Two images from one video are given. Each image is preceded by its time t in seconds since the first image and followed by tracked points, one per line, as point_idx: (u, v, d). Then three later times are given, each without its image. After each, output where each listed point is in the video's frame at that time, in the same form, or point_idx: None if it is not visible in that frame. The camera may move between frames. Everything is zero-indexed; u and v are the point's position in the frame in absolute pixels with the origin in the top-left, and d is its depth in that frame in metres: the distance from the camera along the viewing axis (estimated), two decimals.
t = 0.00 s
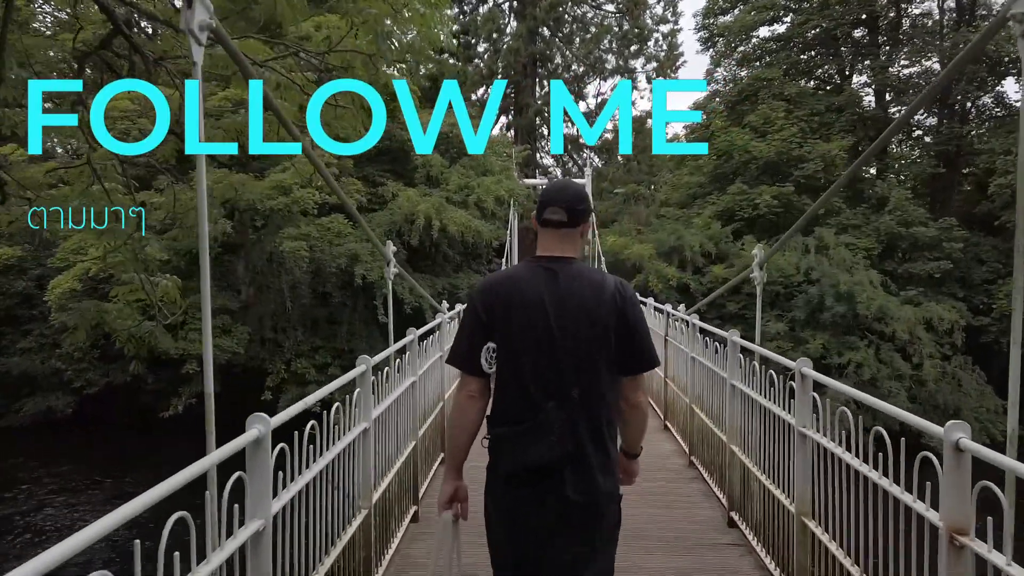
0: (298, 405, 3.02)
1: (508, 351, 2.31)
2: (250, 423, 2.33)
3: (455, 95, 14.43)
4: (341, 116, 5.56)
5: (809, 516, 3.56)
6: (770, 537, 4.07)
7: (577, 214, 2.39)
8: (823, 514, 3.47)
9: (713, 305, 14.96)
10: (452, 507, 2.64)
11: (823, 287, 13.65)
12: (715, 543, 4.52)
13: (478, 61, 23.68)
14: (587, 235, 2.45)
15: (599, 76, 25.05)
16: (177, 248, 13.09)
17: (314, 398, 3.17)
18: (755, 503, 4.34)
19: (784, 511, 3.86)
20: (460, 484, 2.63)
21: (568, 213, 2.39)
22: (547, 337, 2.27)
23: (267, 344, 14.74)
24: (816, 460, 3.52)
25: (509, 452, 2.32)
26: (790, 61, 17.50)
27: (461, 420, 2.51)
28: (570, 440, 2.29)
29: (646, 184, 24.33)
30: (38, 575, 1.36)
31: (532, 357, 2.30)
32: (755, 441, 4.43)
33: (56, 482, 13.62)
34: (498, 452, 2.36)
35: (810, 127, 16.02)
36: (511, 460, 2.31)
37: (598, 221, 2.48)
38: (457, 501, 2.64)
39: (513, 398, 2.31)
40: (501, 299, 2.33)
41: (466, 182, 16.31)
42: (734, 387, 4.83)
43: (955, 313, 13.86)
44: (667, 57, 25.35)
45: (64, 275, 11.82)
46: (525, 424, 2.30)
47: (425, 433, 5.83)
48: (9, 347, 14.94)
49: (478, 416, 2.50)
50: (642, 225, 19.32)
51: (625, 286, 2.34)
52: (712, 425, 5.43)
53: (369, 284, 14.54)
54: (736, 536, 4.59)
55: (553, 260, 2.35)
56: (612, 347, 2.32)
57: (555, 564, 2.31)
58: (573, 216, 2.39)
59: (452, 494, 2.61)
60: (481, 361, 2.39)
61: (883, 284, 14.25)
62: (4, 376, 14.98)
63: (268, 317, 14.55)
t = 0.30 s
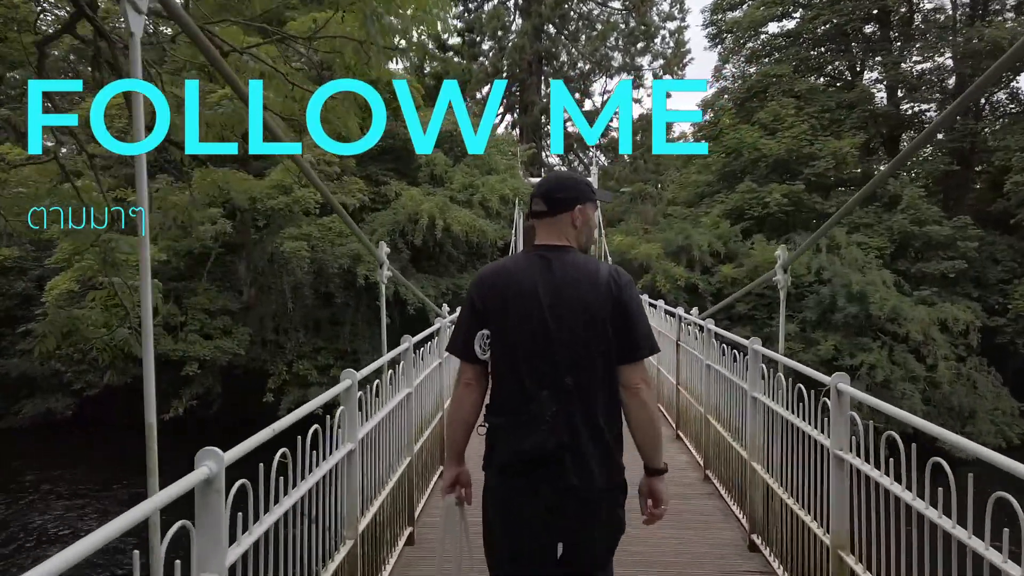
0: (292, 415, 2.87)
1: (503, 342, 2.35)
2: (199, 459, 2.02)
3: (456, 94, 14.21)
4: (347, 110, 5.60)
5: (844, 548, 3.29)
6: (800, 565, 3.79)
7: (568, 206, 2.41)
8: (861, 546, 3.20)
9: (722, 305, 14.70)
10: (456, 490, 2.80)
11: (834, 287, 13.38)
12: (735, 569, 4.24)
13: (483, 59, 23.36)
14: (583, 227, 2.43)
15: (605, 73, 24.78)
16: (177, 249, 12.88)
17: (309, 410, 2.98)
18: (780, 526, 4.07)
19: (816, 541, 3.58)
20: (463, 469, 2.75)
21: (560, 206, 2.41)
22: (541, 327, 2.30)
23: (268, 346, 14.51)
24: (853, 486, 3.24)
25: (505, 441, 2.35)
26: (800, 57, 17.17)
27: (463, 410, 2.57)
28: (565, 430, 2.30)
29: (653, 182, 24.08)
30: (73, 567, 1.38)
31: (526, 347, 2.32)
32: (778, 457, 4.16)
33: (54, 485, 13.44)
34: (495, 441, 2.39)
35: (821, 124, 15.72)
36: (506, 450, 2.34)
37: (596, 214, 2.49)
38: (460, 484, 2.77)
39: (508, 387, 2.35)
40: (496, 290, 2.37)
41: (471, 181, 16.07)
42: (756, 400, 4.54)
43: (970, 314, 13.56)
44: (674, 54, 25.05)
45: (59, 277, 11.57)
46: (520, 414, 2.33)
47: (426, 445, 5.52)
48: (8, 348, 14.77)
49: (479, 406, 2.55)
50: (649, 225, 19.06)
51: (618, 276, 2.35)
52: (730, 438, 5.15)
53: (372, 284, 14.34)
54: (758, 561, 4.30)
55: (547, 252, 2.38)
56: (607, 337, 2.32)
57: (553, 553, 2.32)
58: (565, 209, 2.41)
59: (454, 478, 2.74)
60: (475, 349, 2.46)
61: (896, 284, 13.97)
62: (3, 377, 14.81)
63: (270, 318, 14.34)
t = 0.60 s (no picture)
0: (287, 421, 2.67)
1: (527, 347, 2.43)
2: (137, 496, 1.62)
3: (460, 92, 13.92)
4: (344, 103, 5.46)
5: None
6: None
7: (600, 214, 2.49)
8: None
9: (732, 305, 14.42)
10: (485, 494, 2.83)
11: (848, 287, 13.07)
12: None
13: (489, 57, 23.18)
14: (616, 235, 2.52)
15: (612, 70, 24.53)
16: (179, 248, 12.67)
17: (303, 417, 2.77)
18: (814, 550, 3.75)
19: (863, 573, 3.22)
20: (494, 473, 2.82)
21: (592, 213, 2.50)
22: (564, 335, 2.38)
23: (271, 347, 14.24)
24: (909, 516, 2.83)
25: (526, 444, 2.44)
26: (811, 52, 16.87)
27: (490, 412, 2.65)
28: (584, 436, 2.38)
29: (661, 180, 23.87)
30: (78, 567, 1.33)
31: (550, 353, 2.41)
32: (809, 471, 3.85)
33: (53, 487, 13.25)
34: (517, 442, 2.49)
35: (833, 120, 15.42)
36: (527, 453, 2.43)
37: (630, 222, 2.57)
38: (491, 487, 2.83)
39: (531, 392, 2.44)
40: (523, 296, 2.45)
41: (476, 179, 15.80)
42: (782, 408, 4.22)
43: (987, 314, 13.23)
44: (682, 51, 24.74)
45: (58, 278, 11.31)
46: (543, 418, 2.42)
47: (427, 455, 5.24)
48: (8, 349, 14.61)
49: (504, 408, 2.62)
50: (658, 223, 18.80)
51: (644, 287, 2.40)
52: (752, 447, 4.84)
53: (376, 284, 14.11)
54: None
55: (575, 260, 2.46)
56: (629, 347, 2.38)
57: (569, 556, 2.41)
58: (596, 216, 2.50)
59: (486, 481, 2.80)
60: (504, 351, 2.52)
61: (911, 283, 13.66)
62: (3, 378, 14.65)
63: (272, 318, 14.11)
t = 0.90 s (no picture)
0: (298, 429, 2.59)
1: (558, 344, 2.46)
2: None
3: (459, 91, 13.65)
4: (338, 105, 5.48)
5: None
6: None
7: (627, 211, 2.56)
8: None
9: (739, 307, 14.17)
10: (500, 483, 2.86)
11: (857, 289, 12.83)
12: None
13: (491, 56, 23.02)
14: (641, 232, 2.60)
15: (616, 69, 24.34)
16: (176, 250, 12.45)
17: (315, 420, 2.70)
18: None
19: None
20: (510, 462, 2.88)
21: (618, 211, 2.58)
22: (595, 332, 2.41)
23: (269, 349, 14.02)
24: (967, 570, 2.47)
25: (556, 441, 2.46)
26: (818, 51, 16.62)
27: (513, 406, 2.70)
28: (615, 433, 2.41)
29: (665, 180, 23.67)
30: (139, 553, 1.37)
31: (579, 350, 2.45)
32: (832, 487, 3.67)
33: (48, 491, 13.03)
34: (545, 438, 2.52)
35: (841, 119, 15.17)
36: (557, 450, 2.45)
37: (652, 219, 2.65)
38: (506, 477, 2.85)
39: (562, 388, 2.47)
40: (552, 293, 2.49)
41: (478, 179, 15.57)
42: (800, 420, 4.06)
43: (1000, 317, 12.97)
44: (687, 50, 24.52)
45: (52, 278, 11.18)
46: (572, 415, 2.44)
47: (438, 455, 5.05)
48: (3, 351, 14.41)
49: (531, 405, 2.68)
50: (662, 224, 18.58)
51: (673, 284, 2.44)
52: (775, 468, 4.54)
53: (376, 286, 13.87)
54: None
55: (602, 257, 2.50)
56: (658, 343, 2.43)
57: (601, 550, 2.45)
58: (623, 213, 2.57)
59: (502, 471, 2.84)
60: (530, 349, 2.57)
61: (922, 285, 13.38)
62: None
63: (270, 320, 13.88)
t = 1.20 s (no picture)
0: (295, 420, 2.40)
1: (554, 350, 2.32)
2: None
3: (458, 88, 13.43)
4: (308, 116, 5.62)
5: None
6: None
7: (617, 217, 2.41)
8: None
9: (743, 307, 13.91)
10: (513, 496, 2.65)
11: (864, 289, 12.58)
12: None
13: (491, 53, 22.76)
14: (632, 238, 2.45)
15: (617, 67, 24.08)
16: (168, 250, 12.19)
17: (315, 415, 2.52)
18: None
19: None
20: (516, 476, 2.66)
21: (609, 218, 2.42)
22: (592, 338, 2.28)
23: (265, 350, 13.78)
24: None
25: (553, 448, 2.33)
26: (823, 46, 16.35)
27: (514, 419, 2.53)
28: (612, 437, 2.29)
29: (668, 179, 23.44)
30: None
31: (576, 356, 2.31)
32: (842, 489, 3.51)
33: (39, 495, 12.78)
34: (544, 447, 2.38)
35: (848, 116, 14.92)
36: (554, 457, 2.33)
37: (643, 223, 2.50)
38: (514, 491, 2.66)
39: (558, 395, 2.34)
40: (547, 300, 2.35)
41: (477, 177, 15.32)
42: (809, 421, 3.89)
43: (1011, 317, 12.69)
44: (689, 47, 24.25)
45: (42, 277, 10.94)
46: (569, 422, 2.31)
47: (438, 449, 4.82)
48: None
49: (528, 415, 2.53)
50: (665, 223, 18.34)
51: (666, 287, 2.32)
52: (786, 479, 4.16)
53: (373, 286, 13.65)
54: None
55: (595, 265, 2.36)
56: (655, 347, 2.31)
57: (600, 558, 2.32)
58: (614, 220, 2.42)
59: (508, 485, 2.62)
60: (528, 360, 2.40)
61: (930, 285, 13.13)
62: None
63: (266, 321, 13.63)
